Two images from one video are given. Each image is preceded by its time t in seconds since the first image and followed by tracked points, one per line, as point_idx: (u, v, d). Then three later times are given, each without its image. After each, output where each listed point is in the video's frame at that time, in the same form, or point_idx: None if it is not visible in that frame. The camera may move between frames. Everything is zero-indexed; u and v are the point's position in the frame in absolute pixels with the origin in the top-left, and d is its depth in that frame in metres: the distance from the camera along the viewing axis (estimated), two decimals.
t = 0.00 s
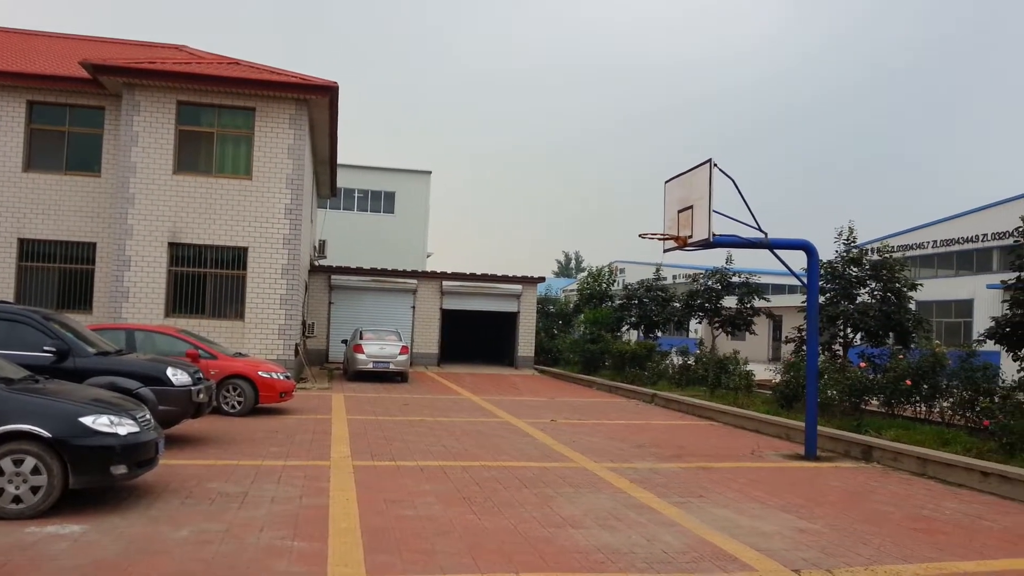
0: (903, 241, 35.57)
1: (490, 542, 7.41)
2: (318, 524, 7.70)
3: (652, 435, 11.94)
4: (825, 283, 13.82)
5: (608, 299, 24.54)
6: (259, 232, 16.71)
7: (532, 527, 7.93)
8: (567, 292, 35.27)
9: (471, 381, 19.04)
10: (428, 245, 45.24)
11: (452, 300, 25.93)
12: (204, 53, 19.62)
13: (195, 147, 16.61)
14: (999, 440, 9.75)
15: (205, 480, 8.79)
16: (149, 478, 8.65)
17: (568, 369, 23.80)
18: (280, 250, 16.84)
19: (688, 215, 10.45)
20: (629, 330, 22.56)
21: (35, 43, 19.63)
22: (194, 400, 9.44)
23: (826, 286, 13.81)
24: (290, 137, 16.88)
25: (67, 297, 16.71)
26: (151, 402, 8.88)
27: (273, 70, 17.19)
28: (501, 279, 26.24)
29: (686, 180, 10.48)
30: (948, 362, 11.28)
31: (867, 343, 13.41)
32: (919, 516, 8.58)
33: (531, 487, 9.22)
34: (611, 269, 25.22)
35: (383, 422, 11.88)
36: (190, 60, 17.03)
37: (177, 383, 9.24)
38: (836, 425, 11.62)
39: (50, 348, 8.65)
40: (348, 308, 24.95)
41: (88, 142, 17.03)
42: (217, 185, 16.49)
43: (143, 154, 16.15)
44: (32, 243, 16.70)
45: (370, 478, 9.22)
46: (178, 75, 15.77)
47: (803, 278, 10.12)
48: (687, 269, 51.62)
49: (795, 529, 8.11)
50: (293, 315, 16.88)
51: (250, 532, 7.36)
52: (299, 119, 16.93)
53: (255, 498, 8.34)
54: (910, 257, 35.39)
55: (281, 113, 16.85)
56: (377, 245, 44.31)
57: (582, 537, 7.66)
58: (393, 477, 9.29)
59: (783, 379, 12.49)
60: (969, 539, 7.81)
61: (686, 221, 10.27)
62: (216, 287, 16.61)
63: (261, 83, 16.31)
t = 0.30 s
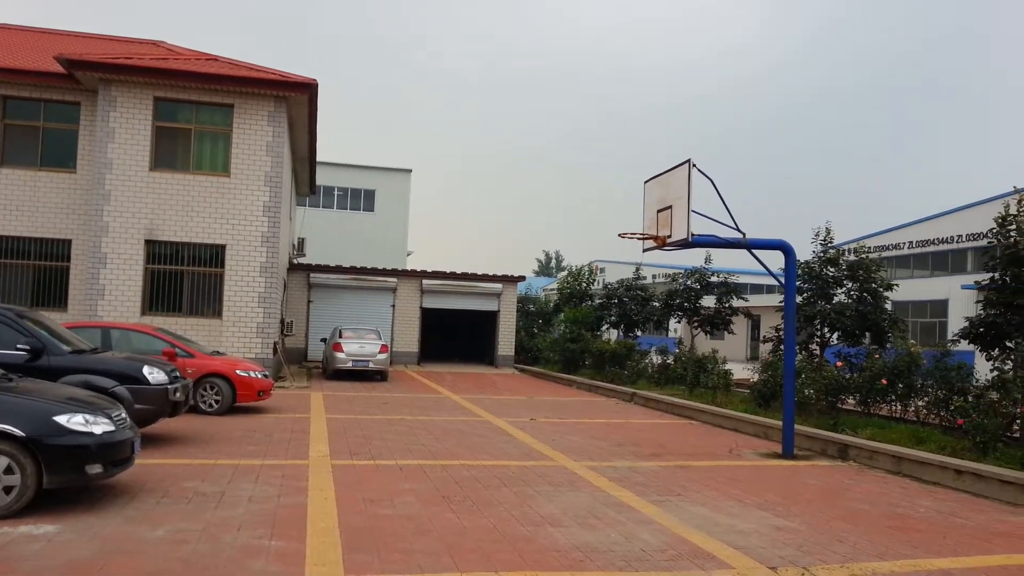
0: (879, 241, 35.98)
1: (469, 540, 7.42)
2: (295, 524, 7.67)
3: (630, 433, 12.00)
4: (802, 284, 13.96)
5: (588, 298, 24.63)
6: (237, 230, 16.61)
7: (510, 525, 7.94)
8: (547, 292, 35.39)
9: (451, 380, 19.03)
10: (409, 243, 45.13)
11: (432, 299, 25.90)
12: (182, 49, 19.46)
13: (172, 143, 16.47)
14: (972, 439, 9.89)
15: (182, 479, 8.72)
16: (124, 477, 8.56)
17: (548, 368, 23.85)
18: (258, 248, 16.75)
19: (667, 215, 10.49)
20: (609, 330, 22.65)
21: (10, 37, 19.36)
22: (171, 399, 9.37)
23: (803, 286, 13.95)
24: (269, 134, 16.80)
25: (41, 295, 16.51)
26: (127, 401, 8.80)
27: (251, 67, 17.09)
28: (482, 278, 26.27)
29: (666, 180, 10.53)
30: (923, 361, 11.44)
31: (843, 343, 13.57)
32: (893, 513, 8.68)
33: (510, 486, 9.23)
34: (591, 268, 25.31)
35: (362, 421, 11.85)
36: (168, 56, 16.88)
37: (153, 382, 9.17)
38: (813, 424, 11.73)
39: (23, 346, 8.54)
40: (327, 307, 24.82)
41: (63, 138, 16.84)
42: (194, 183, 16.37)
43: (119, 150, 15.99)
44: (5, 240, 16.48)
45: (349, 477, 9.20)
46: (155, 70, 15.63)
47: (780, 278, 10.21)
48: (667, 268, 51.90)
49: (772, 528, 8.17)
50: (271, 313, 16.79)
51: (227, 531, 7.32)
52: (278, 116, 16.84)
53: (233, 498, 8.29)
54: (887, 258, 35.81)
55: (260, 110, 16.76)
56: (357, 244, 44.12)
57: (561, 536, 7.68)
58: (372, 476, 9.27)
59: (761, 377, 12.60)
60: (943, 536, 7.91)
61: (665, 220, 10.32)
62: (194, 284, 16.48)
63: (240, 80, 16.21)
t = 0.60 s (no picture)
0: (860, 244, 36.30)
1: (452, 542, 7.42)
2: (277, 526, 7.64)
3: (613, 434, 12.04)
4: (784, 285, 14.03)
5: (572, 299, 24.70)
6: (219, 231, 16.51)
7: (493, 527, 7.95)
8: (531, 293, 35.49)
9: (434, 382, 19.01)
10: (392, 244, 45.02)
11: (415, 301, 25.86)
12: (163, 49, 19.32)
13: (153, 144, 16.35)
14: (951, 439, 9.99)
15: (163, 482, 8.66)
16: (104, 481, 8.49)
17: (531, 369, 23.88)
18: (240, 249, 16.66)
19: (651, 216, 10.51)
20: (592, 331, 22.73)
21: None
22: (151, 402, 9.30)
23: (785, 287, 14.02)
24: (251, 134, 16.72)
25: (20, 297, 16.34)
26: (107, 404, 8.73)
27: (233, 67, 17.01)
28: (465, 279, 26.28)
29: (648, 182, 10.56)
30: (903, 362, 11.56)
31: (824, 344, 13.66)
32: (874, 513, 8.76)
33: (493, 487, 9.24)
34: (574, 270, 25.37)
35: (345, 423, 11.82)
36: (149, 55, 16.76)
37: (134, 384, 9.10)
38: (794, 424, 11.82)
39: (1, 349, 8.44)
40: (309, 308, 24.72)
41: (43, 138, 16.67)
42: (175, 183, 16.26)
43: (99, 151, 15.86)
44: None
45: (331, 479, 9.17)
46: (136, 70, 15.52)
47: (762, 279, 10.27)
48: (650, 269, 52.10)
49: (753, 527, 8.23)
50: (253, 315, 16.70)
51: (208, 534, 7.28)
52: (260, 116, 16.77)
53: (214, 500, 8.25)
54: (867, 259, 36.14)
55: (241, 110, 16.69)
56: (340, 245, 43.98)
57: (543, 537, 7.70)
58: (355, 478, 9.25)
59: (743, 378, 12.68)
60: (921, 535, 7.99)
61: (648, 222, 10.34)
62: (175, 286, 16.37)
63: (221, 80, 16.12)
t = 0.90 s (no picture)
0: (841, 244, 36.61)
1: (433, 542, 7.41)
2: (258, 527, 7.60)
3: (595, 433, 12.08)
4: (765, 285, 14.13)
5: (555, 299, 24.76)
6: (199, 230, 16.39)
7: (475, 526, 7.95)
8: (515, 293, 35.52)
9: (417, 381, 18.99)
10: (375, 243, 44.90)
11: (398, 300, 25.82)
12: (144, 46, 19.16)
13: (133, 142, 16.21)
14: (929, 437, 10.09)
15: (142, 483, 8.59)
16: (82, 481, 8.42)
17: (514, 368, 23.90)
18: (221, 248, 16.56)
19: (634, 215, 10.53)
20: (576, 331, 22.79)
21: None
22: (131, 401, 9.22)
23: (766, 287, 14.11)
24: (232, 133, 16.62)
25: None
26: (85, 403, 8.65)
27: (215, 65, 16.90)
28: (447, 279, 26.25)
29: (631, 181, 10.58)
30: (882, 361, 11.69)
31: (805, 343, 13.77)
32: (853, 511, 8.83)
33: (475, 487, 9.25)
34: (558, 269, 25.43)
35: (328, 423, 11.78)
36: (129, 52, 16.62)
37: (113, 384, 9.02)
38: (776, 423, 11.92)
39: None
40: (291, 307, 24.61)
41: (21, 135, 16.50)
42: (156, 181, 16.14)
43: (78, 148, 15.70)
44: None
45: (312, 479, 9.14)
46: (116, 67, 15.38)
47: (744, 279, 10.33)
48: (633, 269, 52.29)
49: (734, 526, 8.28)
50: (234, 314, 16.60)
51: (187, 535, 7.23)
52: (242, 114, 16.67)
53: (194, 501, 8.19)
54: (847, 259, 36.45)
55: (223, 108, 16.58)
56: (323, 244, 43.78)
57: (525, 536, 7.71)
58: (337, 478, 9.22)
59: (725, 377, 12.77)
60: (899, 532, 8.08)
61: (631, 221, 10.36)
62: (155, 285, 16.24)
63: (203, 77, 16.01)
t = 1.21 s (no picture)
0: (818, 242, 36.97)
1: (411, 538, 7.40)
2: (235, 523, 7.56)
3: (573, 429, 12.11)
4: (743, 282, 14.23)
5: (535, 295, 24.81)
6: (176, 223, 16.25)
7: (453, 522, 7.95)
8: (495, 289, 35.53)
9: (395, 377, 18.95)
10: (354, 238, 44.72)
11: (376, 295, 25.76)
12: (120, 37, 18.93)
13: (108, 134, 16.02)
14: (903, 433, 10.24)
15: (116, 479, 8.50)
16: (55, 477, 8.31)
17: (494, 364, 23.92)
18: (197, 242, 16.43)
19: (614, 212, 10.55)
20: (555, 327, 22.86)
21: None
22: (106, 396, 9.11)
23: (744, 284, 14.21)
24: (210, 126, 16.49)
25: None
26: (59, 398, 8.53)
27: (192, 57, 16.74)
28: (426, 275, 26.22)
29: (611, 178, 10.60)
30: (858, 358, 11.82)
31: (782, 340, 13.89)
32: (829, 506, 8.92)
33: (454, 482, 9.25)
34: (537, 265, 25.47)
35: (306, 418, 11.73)
36: (104, 43, 16.42)
37: (87, 378, 8.90)
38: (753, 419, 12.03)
39: None
40: (269, 303, 24.46)
41: None
42: (132, 174, 15.97)
43: (52, 140, 15.50)
44: None
45: (289, 474, 9.10)
46: (91, 58, 15.19)
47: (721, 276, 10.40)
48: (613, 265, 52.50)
49: (710, 521, 8.34)
50: (211, 309, 16.48)
51: (162, 531, 7.17)
52: (219, 107, 16.53)
53: (169, 497, 8.13)
54: (824, 257, 36.82)
55: (200, 101, 16.44)
56: (301, 239, 43.53)
57: (503, 531, 7.72)
58: (314, 474, 9.18)
59: (704, 373, 12.86)
60: (873, 527, 8.18)
61: (611, 218, 10.38)
62: (130, 279, 16.08)
63: (179, 70, 15.86)
